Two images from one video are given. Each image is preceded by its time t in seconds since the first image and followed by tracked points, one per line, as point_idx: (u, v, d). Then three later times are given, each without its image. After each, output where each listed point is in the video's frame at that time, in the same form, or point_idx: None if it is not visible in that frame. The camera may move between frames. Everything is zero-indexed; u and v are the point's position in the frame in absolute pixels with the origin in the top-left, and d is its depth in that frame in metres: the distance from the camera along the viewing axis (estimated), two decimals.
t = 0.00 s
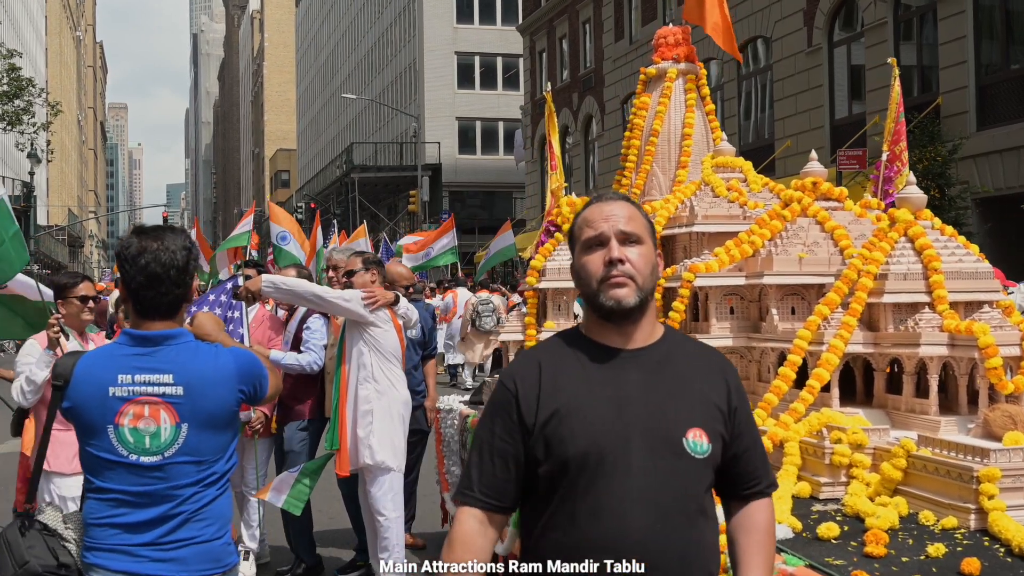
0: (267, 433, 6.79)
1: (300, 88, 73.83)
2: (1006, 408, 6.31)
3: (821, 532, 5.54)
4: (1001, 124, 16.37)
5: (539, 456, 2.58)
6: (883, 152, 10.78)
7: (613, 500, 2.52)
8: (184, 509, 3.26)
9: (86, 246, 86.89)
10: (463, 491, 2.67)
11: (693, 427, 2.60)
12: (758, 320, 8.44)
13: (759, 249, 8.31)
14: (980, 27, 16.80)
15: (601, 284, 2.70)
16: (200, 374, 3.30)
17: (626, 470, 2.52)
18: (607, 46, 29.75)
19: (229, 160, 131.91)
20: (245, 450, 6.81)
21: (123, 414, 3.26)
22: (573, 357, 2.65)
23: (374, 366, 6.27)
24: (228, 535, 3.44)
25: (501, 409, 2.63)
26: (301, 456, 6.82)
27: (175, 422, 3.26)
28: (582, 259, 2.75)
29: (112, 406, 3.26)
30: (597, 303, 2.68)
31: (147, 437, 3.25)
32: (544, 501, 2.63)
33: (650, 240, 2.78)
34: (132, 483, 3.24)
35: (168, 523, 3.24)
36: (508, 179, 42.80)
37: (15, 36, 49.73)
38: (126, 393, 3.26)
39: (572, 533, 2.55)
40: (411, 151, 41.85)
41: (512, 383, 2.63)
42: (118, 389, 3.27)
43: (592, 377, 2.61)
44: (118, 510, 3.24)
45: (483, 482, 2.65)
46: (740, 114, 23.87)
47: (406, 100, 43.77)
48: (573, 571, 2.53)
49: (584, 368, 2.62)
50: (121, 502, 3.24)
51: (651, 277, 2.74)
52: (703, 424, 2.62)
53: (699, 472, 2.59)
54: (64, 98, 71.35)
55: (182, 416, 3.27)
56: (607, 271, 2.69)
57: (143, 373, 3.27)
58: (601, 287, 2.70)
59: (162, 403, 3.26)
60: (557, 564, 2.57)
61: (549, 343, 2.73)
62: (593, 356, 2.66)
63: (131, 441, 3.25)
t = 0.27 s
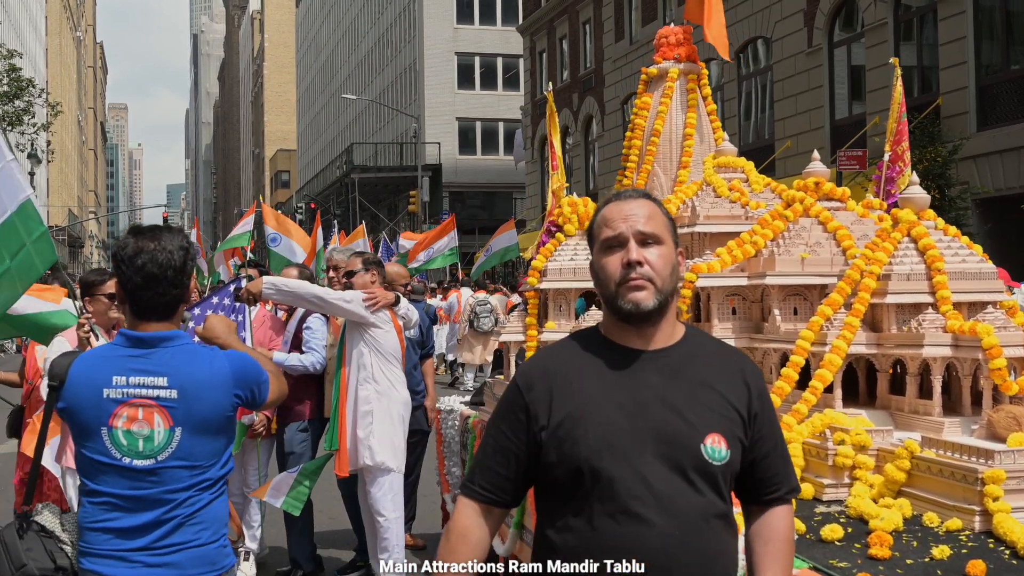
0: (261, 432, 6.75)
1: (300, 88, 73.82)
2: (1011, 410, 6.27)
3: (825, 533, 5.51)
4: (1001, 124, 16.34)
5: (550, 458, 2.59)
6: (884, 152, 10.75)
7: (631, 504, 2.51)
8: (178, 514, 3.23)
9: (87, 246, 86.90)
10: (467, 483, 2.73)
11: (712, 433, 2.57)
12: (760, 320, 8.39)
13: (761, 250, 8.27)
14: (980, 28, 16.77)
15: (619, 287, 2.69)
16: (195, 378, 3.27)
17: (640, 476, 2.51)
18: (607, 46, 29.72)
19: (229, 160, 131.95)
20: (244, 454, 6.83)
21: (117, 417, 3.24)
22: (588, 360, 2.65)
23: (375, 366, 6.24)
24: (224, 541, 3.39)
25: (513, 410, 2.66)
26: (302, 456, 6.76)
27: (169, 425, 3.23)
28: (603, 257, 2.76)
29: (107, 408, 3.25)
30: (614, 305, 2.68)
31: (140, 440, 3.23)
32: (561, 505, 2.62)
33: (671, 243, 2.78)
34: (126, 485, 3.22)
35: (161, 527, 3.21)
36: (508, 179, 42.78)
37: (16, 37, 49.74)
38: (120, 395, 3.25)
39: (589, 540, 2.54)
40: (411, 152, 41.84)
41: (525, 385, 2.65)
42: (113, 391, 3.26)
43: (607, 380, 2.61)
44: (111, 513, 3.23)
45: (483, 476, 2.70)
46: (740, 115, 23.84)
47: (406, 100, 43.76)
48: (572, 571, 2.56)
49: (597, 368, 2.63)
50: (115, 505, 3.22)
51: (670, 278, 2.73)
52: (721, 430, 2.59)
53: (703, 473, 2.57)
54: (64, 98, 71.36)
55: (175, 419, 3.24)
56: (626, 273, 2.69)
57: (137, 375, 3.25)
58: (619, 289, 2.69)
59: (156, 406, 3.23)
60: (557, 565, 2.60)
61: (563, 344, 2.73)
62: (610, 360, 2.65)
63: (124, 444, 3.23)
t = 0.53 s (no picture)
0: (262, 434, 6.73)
1: (300, 89, 73.85)
2: (1014, 410, 6.24)
3: (829, 535, 5.48)
4: (1001, 125, 16.32)
5: (557, 461, 2.60)
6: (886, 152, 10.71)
7: (642, 506, 2.51)
8: (175, 517, 3.21)
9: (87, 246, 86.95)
10: (479, 485, 2.75)
11: (723, 436, 2.57)
12: (762, 321, 8.36)
13: (763, 250, 8.26)
14: (981, 28, 16.75)
15: (621, 291, 2.70)
16: (193, 380, 3.25)
17: (650, 480, 2.52)
18: (607, 47, 29.71)
19: (229, 160, 131.96)
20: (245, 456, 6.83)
21: (113, 419, 3.22)
22: (595, 363, 2.66)
23: (376, 367, 6.22)
24: (223, 544, 3.37)
25: (520, 415, 2.68)
26: (304, 458, 6.73)
27: (165, 428, 3.21)
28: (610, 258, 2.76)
29: (103, 410, 3.23)
30: (617, 308, 2.68)
31: (137, 443, 3.20)
32: (573, 507, 2.62)
33: (678, 250, 2.77)
34: (123, 488, 3.20)
35: (158, 530, 3.19)
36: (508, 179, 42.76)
37: (16, 37, 49.76)
38: (117, 398, 3.23)
39: (598, 541, 2.55)
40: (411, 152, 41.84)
41: (530, 386, 2.68)
42: (109, 394, 3.24)
43: (613, 382, 2.62)
44: (109, 517, 3.21)
45: (496, 479, 2.72)
46: (740, 115, 23.82)
47: (406, 101, 43.76)
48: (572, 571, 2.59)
49: (600, 368, 2.65)
50: (112, 508, 3.20)
51: (676, 282, 2.73)
52: (732, 434, 2.59)
53: (711, 476, 2.56)
54: (64, 98, 71.41)
55: (172, 422, 3.22)
56: (628, 277, 2.69)
57: (134, 378, 3.23)
58: (622, 293, 2.69)
59: (152, 409, 3.21)
60: (557, 565, 2.64)
61: (568, 346, 2.75)
62: (614, 365, 2.65)
63: (121, 447, 3.21)
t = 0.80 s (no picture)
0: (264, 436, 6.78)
1: (300, 88, 73.82)
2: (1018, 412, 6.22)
3: (832, 536, 5.45)
4: (1002, 125, 16.29)
5: (559, 468, 2.60)
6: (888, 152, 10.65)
7: (646, 514, 2.50)
8: (172, 520, 3.19)
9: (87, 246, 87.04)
10: (490, 495, 2.77)
11: (729, 441, 2.56)
12: (764, 322, 8.34)
13: (765, 250, 8.21)
14: (981, 28, 16.73)
15: (616, 293, 2.70)
16: (189, 382, 3.22)
17: (654, 484, 2.51)
18: (607, 47, 29.69)
19: (229, 160, 131.98)
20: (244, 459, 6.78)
21: (110, 422, 3.20)
22: (596, 369, 2.66)
23: (376, 367, 6.20)
24: (221, 548, 3.34)
25: (524, 421, 2.70)
26: (304, 459, 6.70)
27: (162, 431, 3.19)
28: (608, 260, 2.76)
29: (100, 413, 3.21)
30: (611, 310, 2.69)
31: (134, 445, 3.18)
32: (575, 515, 2.61)
33: (678, 252, 2.75)
34: (121, 492, 3.18)
35: (155, 533, 3.17)
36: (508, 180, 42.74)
37: (16, 38, 49.78)
38: (113, 400, 3.20)
39: (600, 544, 2.55)
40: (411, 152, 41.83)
41: (532, 393, 2.70)
42: (105, 396, 3.21)
43: (614, 385, 2.62)
44: (107, 520, 3.19)
45: (503, 486, 2.74)
46: (741, 116, 23.80)
47: (406, 101, 43.76)
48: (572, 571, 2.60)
49: (604, 374, 2.64)
50: (110, 512, 3.19)
51: (672, 286, 2.71)
52: (737, 439, 2.58)
53: (716, 480, 2.54)
54: (64, 99, 71.42)
55: (169, 424, 3.19)
56: (620, 279, 2.68)
57: (131, 380, 3.21)
58: (616, 294, 2.70)
59: (149, 411, 3.19)
60: (558, 564, 2.64)
61: (568, 350, 2.76)
62: (608, 368, 2.66)
63: (118, 449, 3.19)
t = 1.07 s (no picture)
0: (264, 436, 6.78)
1: (300, 88, 73.81)
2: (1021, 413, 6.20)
3: (835, 538, 5.43)
4: (1002, 126, 16.27)
5: (556, 478, 2.57)
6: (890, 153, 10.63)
7: (648, 521, 2.48)
8: (170, 524, 3.17)
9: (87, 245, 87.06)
10: (488, 511, 2.73)
11: (728, 445, 2.53)
12: (766, 322, 8.31)
13: (767, 250, 8.22)
14: (981, 29, 16.71)
15: (605, 296, 2.67)
16: (186, 384, 3.19)
17: (654, 490, 2.49)
18: (607, 48, 29.67)
19: (229, 159, 131.96)
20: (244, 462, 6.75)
21: (107, 426, 3.19)
22: (591, 376, 2.63)
23: (376, 368, 6.18)
24: (221, 552, 3.30)
25: (519, 432, 2.67)
26: (304, 459, 6.68)
27: (159, 435, 3.16)
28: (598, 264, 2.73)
29: (97, 417, 3.19)
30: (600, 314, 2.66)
31: (132, 449, 3.17)
32: (575, 527, 2.58)
33: (670, 255, 2.73)
34: (119, 496, 3.17)
35: (152, 537, 3.15)
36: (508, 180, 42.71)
37: (17, 38, 49.79)
38: (111, 403, 3.19)
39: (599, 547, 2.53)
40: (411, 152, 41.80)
41: (527, 402, 2.67)
42: (103, 399, 3.20)
43: (610, 391, 2.59)
44: (106, 524, 3.18)
45: (502, 501, 2.70)
46: (741, 116, 23.78)
47: (406, 101, 43.74)
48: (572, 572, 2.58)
49: (601, 382, 2.61)
50: (109, 515, 3.18)
51: (663, 289, 2.68)
52: (738, 442, 2.55)
53: (718, 484, 2.52)
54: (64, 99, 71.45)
55: (166, 428, 3.17)
56: (609, 282, 2.65)
57: (127, 383, 3.19)
58: (605, 298, 2.67)
59: (146, 415, 3.17)
60: (558, 565, 2.63)
61: (560, 360, 2.73)
62: (596, 373, 2.64)
63: (116, 453, 3.17)
